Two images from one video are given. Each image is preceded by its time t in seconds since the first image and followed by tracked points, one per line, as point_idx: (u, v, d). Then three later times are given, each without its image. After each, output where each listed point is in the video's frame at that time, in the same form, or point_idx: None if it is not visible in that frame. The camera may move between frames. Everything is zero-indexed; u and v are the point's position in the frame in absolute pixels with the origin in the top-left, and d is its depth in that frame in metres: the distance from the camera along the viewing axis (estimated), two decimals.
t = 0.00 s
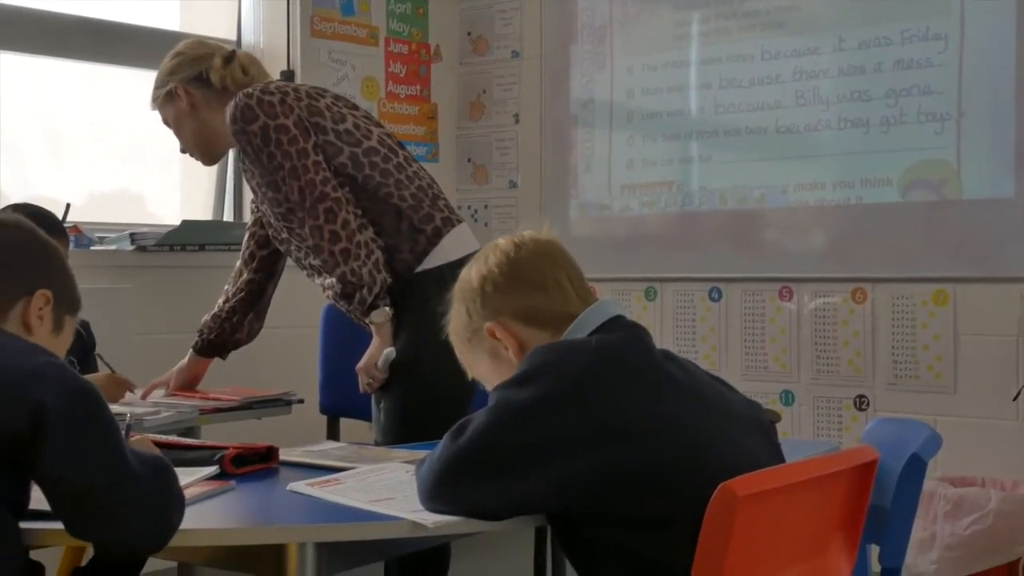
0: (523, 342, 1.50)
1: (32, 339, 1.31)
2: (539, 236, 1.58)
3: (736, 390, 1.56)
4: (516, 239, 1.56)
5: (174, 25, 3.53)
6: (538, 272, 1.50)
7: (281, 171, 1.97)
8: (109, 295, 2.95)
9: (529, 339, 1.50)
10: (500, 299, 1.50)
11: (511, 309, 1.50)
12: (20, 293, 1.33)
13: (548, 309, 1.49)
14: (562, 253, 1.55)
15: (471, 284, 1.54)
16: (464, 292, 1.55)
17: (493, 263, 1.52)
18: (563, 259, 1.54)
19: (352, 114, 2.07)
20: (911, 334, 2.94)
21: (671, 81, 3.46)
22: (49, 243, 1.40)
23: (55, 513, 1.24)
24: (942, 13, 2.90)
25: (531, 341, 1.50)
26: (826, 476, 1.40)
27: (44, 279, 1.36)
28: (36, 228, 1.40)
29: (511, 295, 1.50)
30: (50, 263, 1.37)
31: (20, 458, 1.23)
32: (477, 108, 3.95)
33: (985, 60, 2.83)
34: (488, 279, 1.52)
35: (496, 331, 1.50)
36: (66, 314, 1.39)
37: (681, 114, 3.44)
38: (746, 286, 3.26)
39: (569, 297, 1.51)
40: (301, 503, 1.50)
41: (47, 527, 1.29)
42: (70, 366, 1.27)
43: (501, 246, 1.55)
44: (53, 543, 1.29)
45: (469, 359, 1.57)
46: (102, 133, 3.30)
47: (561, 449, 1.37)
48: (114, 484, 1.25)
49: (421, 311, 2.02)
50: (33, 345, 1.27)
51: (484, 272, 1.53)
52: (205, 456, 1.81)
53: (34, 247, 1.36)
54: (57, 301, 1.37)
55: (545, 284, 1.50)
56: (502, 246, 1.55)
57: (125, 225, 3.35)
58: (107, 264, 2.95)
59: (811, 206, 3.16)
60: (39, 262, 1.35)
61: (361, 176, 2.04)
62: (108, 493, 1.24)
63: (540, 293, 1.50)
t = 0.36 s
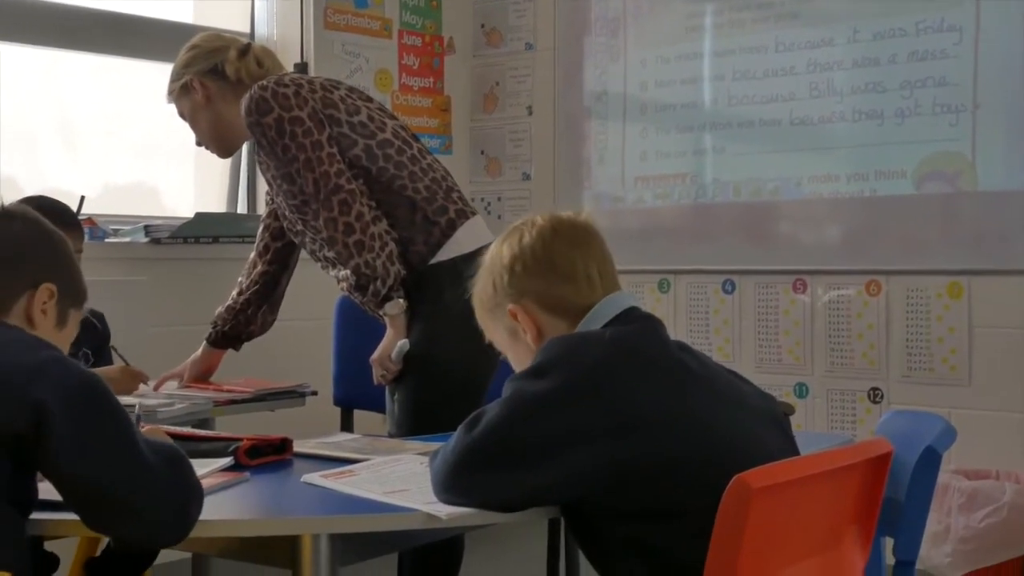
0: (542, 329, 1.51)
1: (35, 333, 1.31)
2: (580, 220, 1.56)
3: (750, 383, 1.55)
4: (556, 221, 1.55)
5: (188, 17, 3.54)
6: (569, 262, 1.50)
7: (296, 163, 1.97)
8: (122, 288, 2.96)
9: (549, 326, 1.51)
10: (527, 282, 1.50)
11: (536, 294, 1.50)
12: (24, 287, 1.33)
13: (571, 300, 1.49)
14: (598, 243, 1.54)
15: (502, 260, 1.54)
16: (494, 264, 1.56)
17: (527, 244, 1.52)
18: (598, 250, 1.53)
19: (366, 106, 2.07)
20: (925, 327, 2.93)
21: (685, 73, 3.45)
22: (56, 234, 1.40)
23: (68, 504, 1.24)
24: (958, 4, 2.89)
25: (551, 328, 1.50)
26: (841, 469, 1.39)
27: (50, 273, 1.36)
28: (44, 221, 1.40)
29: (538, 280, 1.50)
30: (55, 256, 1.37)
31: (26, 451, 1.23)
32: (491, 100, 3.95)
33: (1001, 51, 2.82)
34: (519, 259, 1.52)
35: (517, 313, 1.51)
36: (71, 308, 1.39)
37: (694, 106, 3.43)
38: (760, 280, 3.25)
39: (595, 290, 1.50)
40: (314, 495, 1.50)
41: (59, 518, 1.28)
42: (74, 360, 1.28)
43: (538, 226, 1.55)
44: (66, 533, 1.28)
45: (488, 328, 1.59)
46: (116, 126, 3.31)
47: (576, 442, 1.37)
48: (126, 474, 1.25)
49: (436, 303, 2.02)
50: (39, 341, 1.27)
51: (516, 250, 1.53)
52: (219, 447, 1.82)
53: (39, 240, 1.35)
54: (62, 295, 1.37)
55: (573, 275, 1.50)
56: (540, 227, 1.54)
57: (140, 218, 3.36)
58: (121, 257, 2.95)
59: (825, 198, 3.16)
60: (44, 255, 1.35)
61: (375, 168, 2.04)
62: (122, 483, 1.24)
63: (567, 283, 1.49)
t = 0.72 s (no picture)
0: (550, 329, 1.52)
1: (51, 327, 1.32)
2: (584, 216, 1.55)
3: (763, 375, 1.55)
4: (558, 220, 1.54)
5: (200, 10, 3.55)
6: (571, 263, 1.49)
7: (308, 155, 1.97)
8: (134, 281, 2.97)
9: (557, 326, 1.51)
10: (531, 286, 1.51)
11: (540, 297, 1.50)
12: (39, 281, 1.33)
13: (576, 301, 1.49)
14: (602, 239, 1.52)
15: (508, 263, 1.55)
16: (501, 267, 1.56)
17: (530, 247, 1.52)
18: (601, 247, 1.52)
19: (379, 98, 2.07)
20: (938, 320, 2.94)
21: (697, 65, 3.45)
22: (69, 228, 1.40)
23: (86, 496, 1.25)
24: None
25: (558, 329, 1.51)
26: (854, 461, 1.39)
27: (65, 266, 1.36)
28: (58, 215, 1.40)
29: (541, 284, 1.50)
30: (70, 249, 1.37)
31: (42, 444, 1.24)
32: (503, 93, 3.96)
33: (1016, 43, 2.81)
34: (523, 262, 1.52)
35: (525, 316, 1.52)
36: (86, 300, 1.40)
37: (707, 99, 3.43)
38: (772, 273, 3.27)
39: (600, 289, 1.49)
40: (327, 487, 1.50)
41: (76, 511, 1.28)
42: (88, 351, 1.28)
43: (540, 226, 1.54)
44: (82, 525, 1.28)
45: (505, 326, 1.61)
46: (129, 119, 3.32)
47: (588, 434, 1.36)
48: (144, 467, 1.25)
49: (447, 295, 2.02)
50: (53, 332, 1.27)
51: (520, 254, 1.53)
52: (232, 439, 1.82)
53: (53, 233, 1.36)
54: (77, 288, 1.38)
55: (576, 276, 1.49)
56: (542, 227, 1.53)
57: (153, 211, 3.38)
58: (134, 249, 2.96)
59: (838, 190, 3.16)
60: (59, 249, 1.36)
61: (387, 160, 2.04)
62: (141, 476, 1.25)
63: (570, 285, 1.49)
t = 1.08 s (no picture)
0: (566, 312, 1.52)
1: (76, 322, 1.33)
2: (603, 200, 1.55)
3: (774, 363, 1.55)
4: (577, 203, 1.54)
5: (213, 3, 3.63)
6: (588, 247, 1.49)
7: (320, 146, 1.97)
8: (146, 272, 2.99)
9: (572, 310, 1.51)
10: (548, 267, 1.51)
11: (555, 279, 1.51)
12: (65, 277, 1.35)
13: (591, 286, 1.49)
14: (621, 224, 1.52)
15: (525, 244, 1.55)
16: (519, 248, 1.57)
17: (547, 229, 1.52)
18: (619, 232, 1.51)
19: (390, 90, 2.07)
20: (951, 313, 2.98)
21: (708, 56, 3.52)
22: (97, 226, 1.42)
23: (104, 488, 1.26)
24: None
25: (573, 312, 1.51)
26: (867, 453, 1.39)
27: (92, 263, 1.37)
28: (87, 213, 1.42)
29: (557, 266, 1.50)
30: (99, 247, 1.39)
31: (62, 434, 1.24)
32: (515, 85, 4.03)
33: None
34: (540, 244, 1.52)
35: (539, 298, 1.52)
36: (110, 298, 1.41)
37: (719, 90, 3.49)
38: (783, 266, 3.32)
39: (617, 273, 1.49)
40: (339, 478, 1.50)
41: (89, 501, 1.30)
42: (111, 343, 1.29)
43: (559, 208, 1.54)
44: (94, 516, 1.29)
45: (520, 308, 1.61)
46: (141, 109, 3.41)
47: (601, 425, 1.36)
48: (163, 459, 1.26)
49: (458, 287, 2.02)
50: (75, 324, 1.27)
51: (538, 235, 1.53)
52: (244, 430, 1.82)
53: (82, 230, 1.37)
54: (103, 285, 1.39)
55: (592, 261, 1.49)
56: (561, 209, 1.53)
57: (164, 201, 3.45)
58: (146, 242, 2.97)
59: (850, 182, 3.21)
60: (86, 245, 1.37)
61: (398, 152, 2.04)
62: (159, 467, 1.25)
63: (586, 269, 1.49)
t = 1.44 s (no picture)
0: (582, 288, 1.52)
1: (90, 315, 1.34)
2: (630, 176, 1.55)
3: (785, 353, 1.54)
4: (604, 177, 1.53)
5: None
6: (613, 224, 1.49)
7: (331, 138, 1.97)
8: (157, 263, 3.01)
9: (589, 286, 1.51)
10: (570, 240, 1.51)
11: (576, 253, 1.50)
12: (80, 270, 1.35)
13: (611, 264, 1.49)
14: (646, 205, 1.52)
15: (548, 213, 1.54)
16: (540, 216, 1.56)
17: (574, 200, 1.52)
18: (645, 213, 1.51)
19: (401, 81, 2.07)
20: (963, 304, 3.03)
21: (719, 47, 3.57)
22: (111, 221, 1.43)
23: (115, 478, 1.26)
24: None
25: (590, 288, 1.51)
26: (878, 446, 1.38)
27: (105, 258, 1.38)
28: (100, 208, 1.43)
29: (580, 240, 1.50)
30: (112, 242, 1.40)
31: (76, 423, 1.24)
32: (525, 76, 4.09)
33: None
34: (564, 216, 1.51)
35: (558, 271, 1.52)
36: (124, 292, 1.42)
37: (730, 81, 3.55)
38: (795, 258, 3.37)
39: (638, 255, 1.49)
40: (350, 470, 1.50)
41: (103, 492, 1.30)
42: (124, 334, 1.29)
43: (588, 180, 1.53)
44: (108, 506, 1.29)
45: (534, 275, 1.61)
46: (152, 101, 3.45)
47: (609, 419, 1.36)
48: (175, 450, 1.26)
49: (470, 279, 2.03)
50: (88, 315, 1.27)
51: (563, 206, 1.52)
52: (256, 422, 1.83)
53: (96, 225, 1.38)
54: (117, 280, 1.40)
55: (616, 239, 1.49)
56: (588, 182, 1.53)
57: (172, 192, 3.50)
58: (158, 234, 2.99)
59: (862, 173, 3.26)
60: (100, 239, 1.38)
61: (410, 143, 2.04)
62: (171, 459, 1.26)
63: (608, 247, 1.49)
